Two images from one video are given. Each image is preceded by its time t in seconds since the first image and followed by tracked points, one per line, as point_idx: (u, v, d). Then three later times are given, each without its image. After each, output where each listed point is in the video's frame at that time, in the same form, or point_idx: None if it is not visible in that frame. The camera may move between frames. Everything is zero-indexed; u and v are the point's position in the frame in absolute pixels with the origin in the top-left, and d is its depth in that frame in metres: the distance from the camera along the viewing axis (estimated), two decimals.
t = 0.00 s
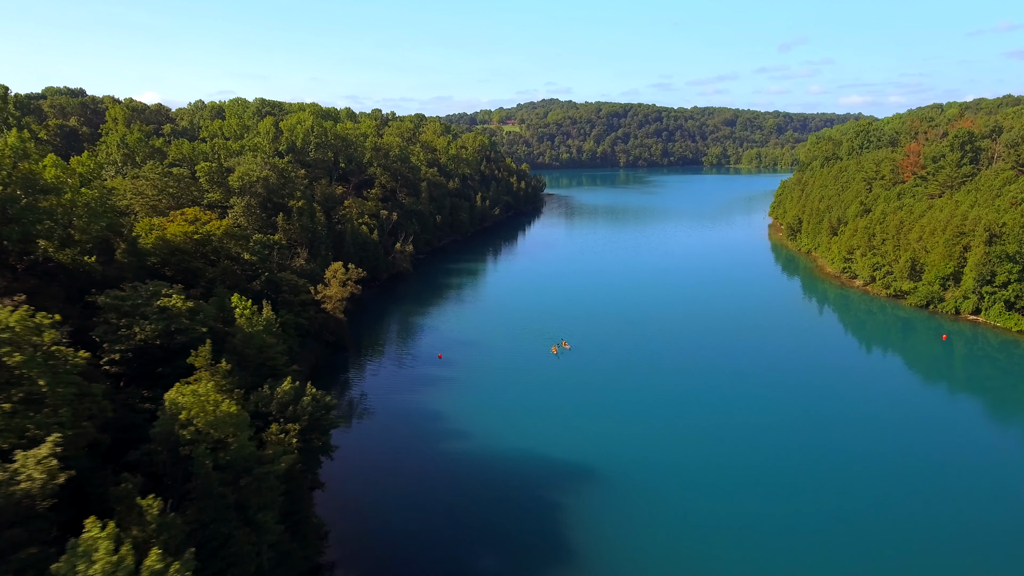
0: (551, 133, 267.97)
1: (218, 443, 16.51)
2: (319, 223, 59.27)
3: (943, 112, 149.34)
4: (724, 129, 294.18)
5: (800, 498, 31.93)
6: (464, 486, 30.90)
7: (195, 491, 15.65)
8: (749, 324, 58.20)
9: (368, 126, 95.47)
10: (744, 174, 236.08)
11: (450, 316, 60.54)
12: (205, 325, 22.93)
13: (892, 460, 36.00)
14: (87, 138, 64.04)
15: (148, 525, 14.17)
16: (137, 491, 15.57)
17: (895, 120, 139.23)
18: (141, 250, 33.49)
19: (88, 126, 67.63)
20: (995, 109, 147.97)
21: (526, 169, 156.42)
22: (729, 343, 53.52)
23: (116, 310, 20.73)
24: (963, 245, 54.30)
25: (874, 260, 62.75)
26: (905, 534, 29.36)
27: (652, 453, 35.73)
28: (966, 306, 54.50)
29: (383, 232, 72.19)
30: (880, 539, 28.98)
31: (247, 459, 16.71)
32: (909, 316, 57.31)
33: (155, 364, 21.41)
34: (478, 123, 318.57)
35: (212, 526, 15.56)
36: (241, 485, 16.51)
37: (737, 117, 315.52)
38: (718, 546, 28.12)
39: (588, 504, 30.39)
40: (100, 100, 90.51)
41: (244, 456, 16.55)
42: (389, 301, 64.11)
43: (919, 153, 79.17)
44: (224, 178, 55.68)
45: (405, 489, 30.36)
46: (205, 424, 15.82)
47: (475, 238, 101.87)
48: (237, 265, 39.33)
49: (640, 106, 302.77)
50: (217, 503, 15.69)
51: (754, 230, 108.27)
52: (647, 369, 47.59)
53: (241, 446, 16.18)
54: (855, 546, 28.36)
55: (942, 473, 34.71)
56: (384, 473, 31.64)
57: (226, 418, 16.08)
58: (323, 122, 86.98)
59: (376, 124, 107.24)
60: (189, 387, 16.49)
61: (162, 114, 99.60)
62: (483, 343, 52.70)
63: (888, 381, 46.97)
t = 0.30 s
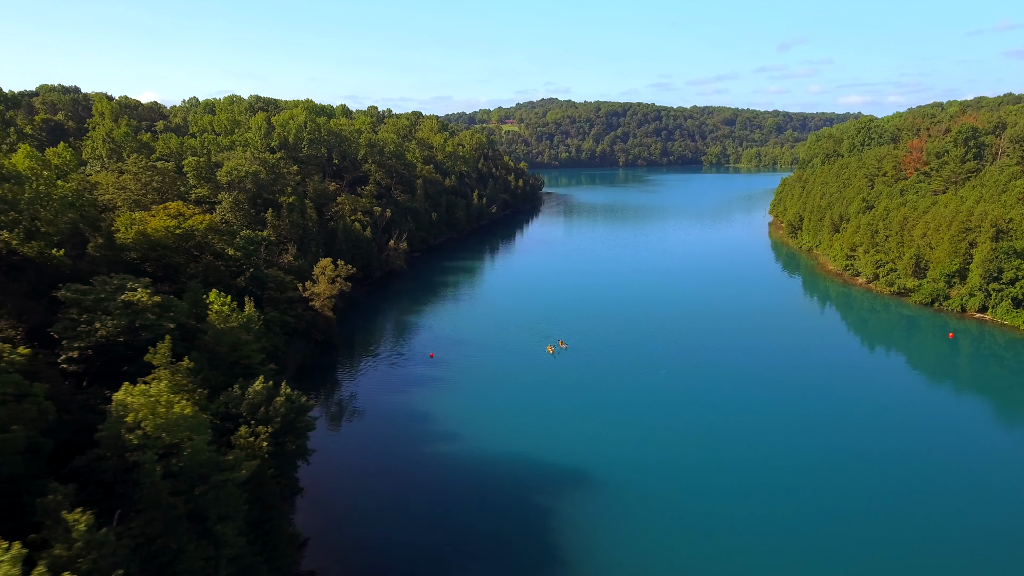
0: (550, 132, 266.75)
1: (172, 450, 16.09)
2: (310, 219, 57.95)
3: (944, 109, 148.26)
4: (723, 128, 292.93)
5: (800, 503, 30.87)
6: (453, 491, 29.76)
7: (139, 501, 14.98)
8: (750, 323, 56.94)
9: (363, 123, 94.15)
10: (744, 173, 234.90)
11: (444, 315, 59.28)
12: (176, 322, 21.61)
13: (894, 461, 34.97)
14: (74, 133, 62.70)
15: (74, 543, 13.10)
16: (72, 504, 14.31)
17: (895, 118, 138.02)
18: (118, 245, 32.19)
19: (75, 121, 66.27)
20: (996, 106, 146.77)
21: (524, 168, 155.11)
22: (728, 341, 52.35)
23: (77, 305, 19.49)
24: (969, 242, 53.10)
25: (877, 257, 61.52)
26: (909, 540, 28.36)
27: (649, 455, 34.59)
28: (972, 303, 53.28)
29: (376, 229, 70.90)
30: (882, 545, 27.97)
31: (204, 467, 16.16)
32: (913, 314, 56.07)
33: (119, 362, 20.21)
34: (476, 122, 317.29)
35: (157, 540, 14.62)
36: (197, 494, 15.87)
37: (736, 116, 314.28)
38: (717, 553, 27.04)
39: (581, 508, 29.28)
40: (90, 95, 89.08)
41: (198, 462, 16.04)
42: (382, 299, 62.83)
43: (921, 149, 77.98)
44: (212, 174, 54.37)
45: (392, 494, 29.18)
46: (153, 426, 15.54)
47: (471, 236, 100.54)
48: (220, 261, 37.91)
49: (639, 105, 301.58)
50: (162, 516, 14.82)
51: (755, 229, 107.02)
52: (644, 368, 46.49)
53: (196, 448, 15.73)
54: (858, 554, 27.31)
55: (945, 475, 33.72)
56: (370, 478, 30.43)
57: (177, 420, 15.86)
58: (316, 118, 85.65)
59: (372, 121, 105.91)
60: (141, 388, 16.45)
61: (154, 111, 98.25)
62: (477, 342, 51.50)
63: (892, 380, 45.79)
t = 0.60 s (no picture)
0: (549, 132, 265.45)
1: (117, 456, 15.14)
2: (300, 215, 56.63)
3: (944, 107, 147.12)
4: (723, 127, 291.68)
5: (801, 507, 29.76)
6: (440, 495, 28.59)
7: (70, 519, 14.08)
8: (750, 321, 55.71)
9: (358, 119, 92.90)
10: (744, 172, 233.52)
11: (437, 313, 58.05)
12: (140, 317, 20.34)
13: (898, 462, 33.84)
14: (60, 128, 61.37)
15: None
16: None
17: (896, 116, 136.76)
18: (93, 239, 30.96)
19: (62, 115, 64.90)
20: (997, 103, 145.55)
21: (522, 166, 153.82)
22: (726, 339, 51.13)
23: (32, 298, 18.26)
24: (976, 237, 51.91)
25: (880, 254, 60.26)
26: (914, 546, 27.30)
27: (644, 456, 33.40)
28: (979, 301, 52.03)
29: (370, 226, 69.63)
30: (886, 552, 26.89)
31: (151, 477, 15.19)
32: (918, 312, 54.80)
33: (79, 360, 19.16)
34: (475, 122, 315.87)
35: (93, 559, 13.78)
36: (144, 506, 14.97)
37: (736, 116, 313.13)
38: (715, 561, 25.93)
39: (573, 513, 28.13)
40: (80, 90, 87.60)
41: (144, 471, 15.06)
42: (374, 297, 61.53)
43: (924, 144, 76.79)
44: (200, 168, 53.06)
45: (376, 500, 28.03)
46: (91, 432, 14.49)
47: (468, 234, 99.24)
48: (201, 256, 36.39)
49: (639, 104, 300.29)
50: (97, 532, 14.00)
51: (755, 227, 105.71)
52: (639, 366, 45.43)
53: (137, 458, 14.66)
54: (860, 560, 26.27)
55: (950, 476, 32.62)
56: (354, 483, 29.25)
57: (119, 425, 14.82)
58: (310, 113, 84.31)
59: (367, 118, 104.54)
60: (80, 387, 15.26)
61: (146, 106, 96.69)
62: (470, 340, 50.31)
63: (897, 378, 44.57)
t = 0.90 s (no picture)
0: (548, 131, 263.96)
1: (46, 465, 14.54)
2: (290, 211, 55.36)
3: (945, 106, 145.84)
4: (722, 126, 290.30)
5: (799, 511, 28.55)
6: (424, 500, 27.38)
7: None
8: (750, 319, 54.49)
9: (352, 115, 91.48)
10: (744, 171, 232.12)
11: (431, 311, 56.73)
12: (99, 313, 19.92)
13: (901, 464, 32.64)
14: (45, 122, 59.95)
15: None
16: None
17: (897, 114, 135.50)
18: (67, 232, 29.69)
19: (47, 109, 63.43)
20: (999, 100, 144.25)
21: (520, 164, 152.28)
22: (726, 338, 49.88)
23: None
24: (983, 233, 50.70)
25: (884, 251, 59.01)
26: (916, 552, 26.11)
27: (639, 458, 32.20)
28: (986, 299, 50.78)
29: (363, 223, 68.38)
30: (888, 559, 25.71)
31: (83, 487, 14.63)
32: (922, 309, 53.55)
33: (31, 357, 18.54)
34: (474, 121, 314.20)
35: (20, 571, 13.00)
36: (75, 519, 14.35)
37: (735, 115, 311.78)
38: (708, 567, 24.76)
39: (562, 517, 26.95)
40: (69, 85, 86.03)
41: (77, 481, 14.45)
42: (366, 295, 60.21)
43: (927, 140, 75.63)
44: (187, 163, 51.82)
45: (357, 504, 26.80)
46: (15, 438, 13.78)
47: (464, 232, 97.87)
48: (182, 252, 35.08)
49: (638, 103, 298.88)
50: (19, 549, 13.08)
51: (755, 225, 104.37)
52: (637, 365, 44.14)
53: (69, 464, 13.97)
54: (863, 565, 25.22)
55: (955, 478, 31.40)
56: (334, 487, 28.03)
57: (47, 431, 14.14)
58: (303, 109, 82.94)
59: (363, 114, 103.12)
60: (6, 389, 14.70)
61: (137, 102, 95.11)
62: (463, 338, 49.04)
63: (902, 377, 43.38)
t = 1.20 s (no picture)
0: (547, 130, 262.54)
1: None
2: (280, 206, 54.01)
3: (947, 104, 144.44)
4: (722, 126, 288.85)
5: (800, 515, 27.28)
6: (406, 505, 26.07)
7: None
8: (751, 317, 53.12)
9: (346, 111, 90.09)
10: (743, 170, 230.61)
11: (424, 310, 55.30)
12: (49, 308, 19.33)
13: (907, 466, 31.28)
14: (29, 116, 58.53)
15: None
16: None
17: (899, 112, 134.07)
18: (39, 226, 28.39)
19: (32, 102, 61.98)
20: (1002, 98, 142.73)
21: (518, 162, 150.83)
22: (726, 336, 48.56)
23: None
24: (991, 229, 49.38)
25: (889, 247, 57.65)
26: (926, 560, 24.75)
27: (634, 461, 30.87)
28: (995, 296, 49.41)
29: (356, 220, 67.06)
30: (893, 566, 24.41)
31: (2, 500, 13.40)
32: (928, 307, 52.21)
33: None
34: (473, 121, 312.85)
35: None
36: None
37: (734, 114, 310.37)
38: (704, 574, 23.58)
39: (551, 524, 25.70)
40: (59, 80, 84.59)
41: None
42: (358, 293, 58.80)
43: (931, 136, 74.35)
44: (173, 157, 50.52)
45: (336, 512, 25.46)
46: None
47: (460, 230, 96.44)
48: (161, 247, 33.70)
49: (638, 103, 297.55)
50: None
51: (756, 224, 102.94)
52: (635, 365, 42.81)
53: None
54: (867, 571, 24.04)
55: (965, 481, 30.07)
56: (313, 493, 26.67)
57: None
58: (297, 104, 81.59)
59: (358, 111, 101.71)
60: None
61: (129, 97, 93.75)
62: (456, 337, 47.69)
63: (908, 377, 42.05)
